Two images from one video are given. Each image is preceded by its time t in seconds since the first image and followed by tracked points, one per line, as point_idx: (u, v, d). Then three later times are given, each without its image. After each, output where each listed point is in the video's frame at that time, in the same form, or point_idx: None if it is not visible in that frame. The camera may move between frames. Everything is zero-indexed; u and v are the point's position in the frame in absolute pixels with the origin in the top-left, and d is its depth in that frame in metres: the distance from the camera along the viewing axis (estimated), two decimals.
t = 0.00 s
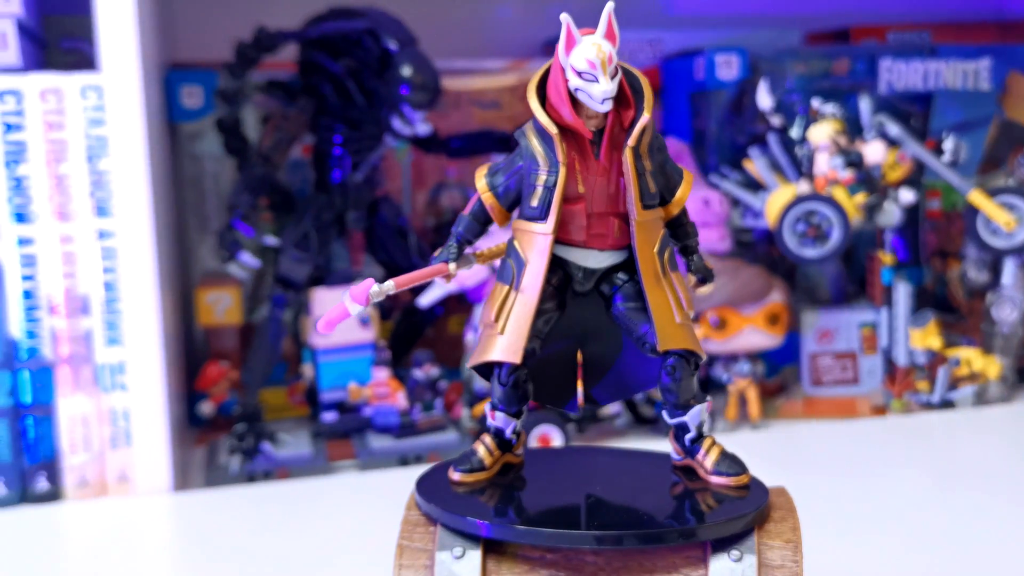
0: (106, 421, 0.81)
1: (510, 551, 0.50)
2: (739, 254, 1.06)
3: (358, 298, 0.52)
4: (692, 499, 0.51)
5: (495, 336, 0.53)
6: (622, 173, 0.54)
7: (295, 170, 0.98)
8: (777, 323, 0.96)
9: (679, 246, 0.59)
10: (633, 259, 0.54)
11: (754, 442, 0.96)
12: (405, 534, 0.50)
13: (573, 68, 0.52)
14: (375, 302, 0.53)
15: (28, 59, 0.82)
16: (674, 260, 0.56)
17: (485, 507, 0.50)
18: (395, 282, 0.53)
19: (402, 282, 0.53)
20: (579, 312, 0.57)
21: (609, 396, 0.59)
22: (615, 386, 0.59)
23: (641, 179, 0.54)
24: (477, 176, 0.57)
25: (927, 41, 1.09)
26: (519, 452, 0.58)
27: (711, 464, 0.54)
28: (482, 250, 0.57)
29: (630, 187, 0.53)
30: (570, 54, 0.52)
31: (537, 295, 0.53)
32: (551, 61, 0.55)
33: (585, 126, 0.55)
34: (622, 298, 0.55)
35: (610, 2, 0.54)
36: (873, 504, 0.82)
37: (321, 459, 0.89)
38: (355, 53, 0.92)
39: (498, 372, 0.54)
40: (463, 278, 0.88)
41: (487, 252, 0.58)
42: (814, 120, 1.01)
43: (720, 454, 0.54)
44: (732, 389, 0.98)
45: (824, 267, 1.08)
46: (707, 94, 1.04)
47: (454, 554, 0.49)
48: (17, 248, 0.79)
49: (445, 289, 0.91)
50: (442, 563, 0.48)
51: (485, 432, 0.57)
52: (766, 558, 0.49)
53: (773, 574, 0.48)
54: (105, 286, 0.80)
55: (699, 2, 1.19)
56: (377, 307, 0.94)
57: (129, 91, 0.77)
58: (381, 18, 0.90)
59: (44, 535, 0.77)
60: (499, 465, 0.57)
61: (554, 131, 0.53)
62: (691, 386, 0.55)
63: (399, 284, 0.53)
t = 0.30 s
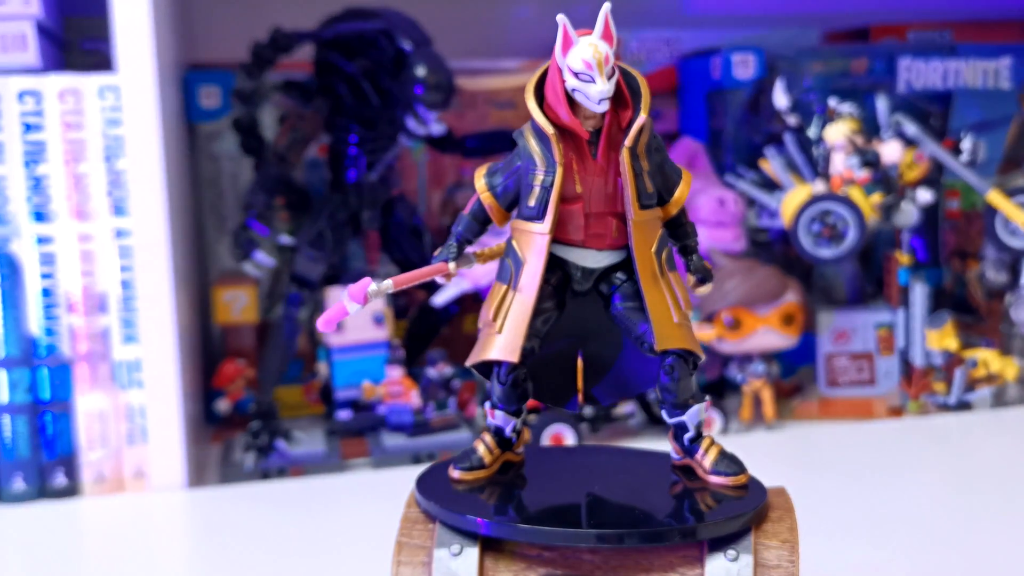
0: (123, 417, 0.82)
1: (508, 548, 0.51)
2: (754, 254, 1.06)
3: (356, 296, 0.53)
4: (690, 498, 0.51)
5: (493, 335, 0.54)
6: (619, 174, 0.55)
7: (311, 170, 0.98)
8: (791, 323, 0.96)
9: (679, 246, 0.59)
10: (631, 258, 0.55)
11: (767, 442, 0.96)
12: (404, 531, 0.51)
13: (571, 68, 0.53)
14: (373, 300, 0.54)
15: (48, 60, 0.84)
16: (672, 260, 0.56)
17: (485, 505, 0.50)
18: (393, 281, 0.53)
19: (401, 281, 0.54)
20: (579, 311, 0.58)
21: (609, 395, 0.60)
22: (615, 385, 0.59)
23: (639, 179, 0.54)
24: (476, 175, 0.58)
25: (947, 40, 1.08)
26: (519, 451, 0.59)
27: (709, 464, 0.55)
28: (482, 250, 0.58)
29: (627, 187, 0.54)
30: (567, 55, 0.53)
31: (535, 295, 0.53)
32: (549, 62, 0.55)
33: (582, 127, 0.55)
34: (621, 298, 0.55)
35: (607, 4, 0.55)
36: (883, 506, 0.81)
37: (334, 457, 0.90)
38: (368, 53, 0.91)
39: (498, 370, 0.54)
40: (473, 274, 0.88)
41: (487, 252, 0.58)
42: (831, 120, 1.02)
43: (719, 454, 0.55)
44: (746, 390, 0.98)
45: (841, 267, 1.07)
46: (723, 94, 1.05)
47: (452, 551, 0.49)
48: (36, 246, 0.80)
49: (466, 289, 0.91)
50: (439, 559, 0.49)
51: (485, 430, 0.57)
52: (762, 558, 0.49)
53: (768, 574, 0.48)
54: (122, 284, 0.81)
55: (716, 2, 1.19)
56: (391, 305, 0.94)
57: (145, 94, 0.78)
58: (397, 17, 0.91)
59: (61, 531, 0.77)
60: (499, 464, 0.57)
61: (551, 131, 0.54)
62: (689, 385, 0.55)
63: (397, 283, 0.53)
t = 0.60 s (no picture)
0: (138, 414, 0.83)
1: (506, 546, 0.51)
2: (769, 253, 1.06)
3: (355, 295, 0.54)
4: (689, 497, 0.51)
5: (491, 334, 0.54)
6: (618, 174, 0.56)
7: (325, 169, 0.99)
8: (806, 324, 0.96)
9: (678, 247, 0.60)
10: (629, 258, 0.55)
11: (778, 442, 0.95)
12: (404, 528, 0.52)
13: (568, 68, 0.53)
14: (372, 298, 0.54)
15: (65, 61, 0.85)
16: (670, 259, 0.56)
17: (484, 503, 0.51)
18: (392, 280, 0.53)
19: (401, 280, 0.55)
20: (578, 310, 0.58)
21: (611, 394, 0.60)
22: (616, 385, 0.59)
23: (636, 179, 0.55)
24: (474, 176, 0.58)
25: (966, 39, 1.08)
26: (520, 449, 0.59)
27: (707, 464, 0.55)
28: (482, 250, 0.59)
29: (624, 187, 0.54)
30: (564, 55, 0.54)
31: (532, 294, 0.54)
32: (547, 63, 0.56)
33: (580, 127, 0.56)
34: (619, 297, 0.56)
35: (604, 5, 0.55)
36: (892, 507, 0.81)
37: (347, 455, 0.90)
38: (382, 53, 0.92)
39: (497, 369, 0.55)
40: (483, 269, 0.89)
41: (487, 252, 0.59)
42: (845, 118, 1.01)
43: (716, 453, 0.55)
44: (759, 390, 0.97)
45: (856, 267, 1.06)
46: (738, 94, 1.05)
47: (450, 548, 0.50)
48: (53, 245, 0.81)
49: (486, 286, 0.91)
50: (437, 556, 0.49)
51: (485, 428, 0.58)
52: (758, 557, 0.49)
53: (764, 573, 0.49)
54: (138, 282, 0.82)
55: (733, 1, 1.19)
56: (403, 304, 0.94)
57: (159, 94, 0.78)
58: (408, 17, 0.91)
59: (77, 526, 0.78)
60: (498, 462, 0.57)
61: (548, 131, 0.54)
62: (687, 385, 0.55)
63: (396, 282, 0.54)
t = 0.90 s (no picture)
0: (155, 411, 0.84)
1: (503, 544, 0.51)
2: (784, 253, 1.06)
3: (353, 294, 0.54)
4: (688, 497, 0.51)
5: (490, 333, 0.55)
6: (616, 174, 0.56)
7: (341, 169, 1.00)
8: (821, 324, 0.95)
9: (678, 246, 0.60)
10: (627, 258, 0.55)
11: (790, 443, 0.95)
12: (403, 525, 0.52)
13: (565, 69, 0.54)
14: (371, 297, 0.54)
15: (84, 62, 0.86)
16: (669, 259, 0.56)
17: (484, 501, 0.51)
18: (391, 279, 0.54)
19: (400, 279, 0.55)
20: (578, 309, 0.58)
21: (610, 394, 0.60)
22: (615, 384, 0.59)
23: (634, 179, 0.55)
24: (473, 176, 0.58)
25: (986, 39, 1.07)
26: (520, 448, 0.59)
27: (705, 463, 0.55)
28: (483, 249, 0.59)
29: (621, 187, 0.54)
30: (561, 56, 0.54)
31: (530, 295, 0.54)
32: (546, 64, 0.56)
33: (578, 127, 0.56)
34: (617, 296, 0.56)
35: (603, 5, 0.55)
36: (901, 508, 0.81)
37: (361, 453, 0.91)
38: (397, 53, 0.93)
39: (497, 368, 0.55)
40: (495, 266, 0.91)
41: (489, 250, 0.59)
42: (863, 118, 0.98)
43: (715, 453, 0.55)
44: (774, 391, 0.97)
45: (872, 267, 1.06)
46: (756, 92, 1.06)
47: (447, 545, 0.50)
48: (71, 243, 0.82)
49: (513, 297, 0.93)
50: (434, 553, 0.50)
51: (486, 427, 0.58)
52: (754, 557, 0.49)
53: (760, 573, 0.49)
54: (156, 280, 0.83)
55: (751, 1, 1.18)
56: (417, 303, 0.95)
57: (175, 94, 0.78)
58: (423, 17, 0.92)
59: (94, 522, 0.79)
60: (499, 460, 0.58)
61: (545, 132, 0.55)
62: (686, 384, 0.55)
63: (395, 281, 0.54)
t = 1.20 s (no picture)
0: (169, 408, 0.85)
1: (501, 542, 0.52)
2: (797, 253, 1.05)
3: (352, 293, 0.54)
4: (687, 496, 0.51)
5: (489, 332, 0.55)
6: (614, 174, 0.56)
7: (355, 168, 1.00)
8: (835, 325, 0.95)
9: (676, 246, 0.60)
10: (625, 258, 0.56)
11: (801, 443, 0.95)
12: (403, 522, 0.53)
13: (562, 69, 0.54)
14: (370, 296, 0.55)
15: (101, 62, 0.87)
16: (668, 259, 0.56)
17: (484, 500, 0.51)
18: (390, 278, 0.54)
19: (400, 278, 0.56)
20: (578, 308, 0.58)
21: (610, 393, 0.60)
22: (615, 383, 0.60)
23: (632, 179, 0.55)
24: (474, 176, 0.58)
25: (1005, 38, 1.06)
26: (521, 446, 0.60)
27: (704, 463, 0.55)
28: (484, 249, 0.59)
29: (619, 187, 0.55)
30: (559, 57, 0.54)
31: (529, 294, 0.54)
32: (544, 64, 0.56)
33: (576, 128, 0.56)
34: (616, 296, 0.56)
35: (599, 6, 0.55)
36: (909, 509, 0.80)
37: (373, 451, 0.91)
38: (409, 53, 0.93)
39: (497, 366, 0.56)
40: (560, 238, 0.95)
41: (490, 249, 0.60)
42: (877, 117, 0.98)
43: (714, 452, 0.55)
44: (787, 392, 0.97)
45: (887, 267, 1.05)
46: (771, 92, 1.05)
47: (445, 542, 0.50)
48: (87, 242, 0.83)
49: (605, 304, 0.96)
50: (433, 550, 0.50)
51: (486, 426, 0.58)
52: (751, 556, 0.50)
53: (756, 572, 0.49)
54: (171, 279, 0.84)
55: None
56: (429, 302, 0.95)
57: (188, 94, 0.79)
58: (436, 17, 0.92)
59: (108, 518, 0.80)
60: (499, 459, 0.58)
61: (543, 132, 0.55)
62: (685, 384, 0.55)
63: (394, 281, 0.55)
